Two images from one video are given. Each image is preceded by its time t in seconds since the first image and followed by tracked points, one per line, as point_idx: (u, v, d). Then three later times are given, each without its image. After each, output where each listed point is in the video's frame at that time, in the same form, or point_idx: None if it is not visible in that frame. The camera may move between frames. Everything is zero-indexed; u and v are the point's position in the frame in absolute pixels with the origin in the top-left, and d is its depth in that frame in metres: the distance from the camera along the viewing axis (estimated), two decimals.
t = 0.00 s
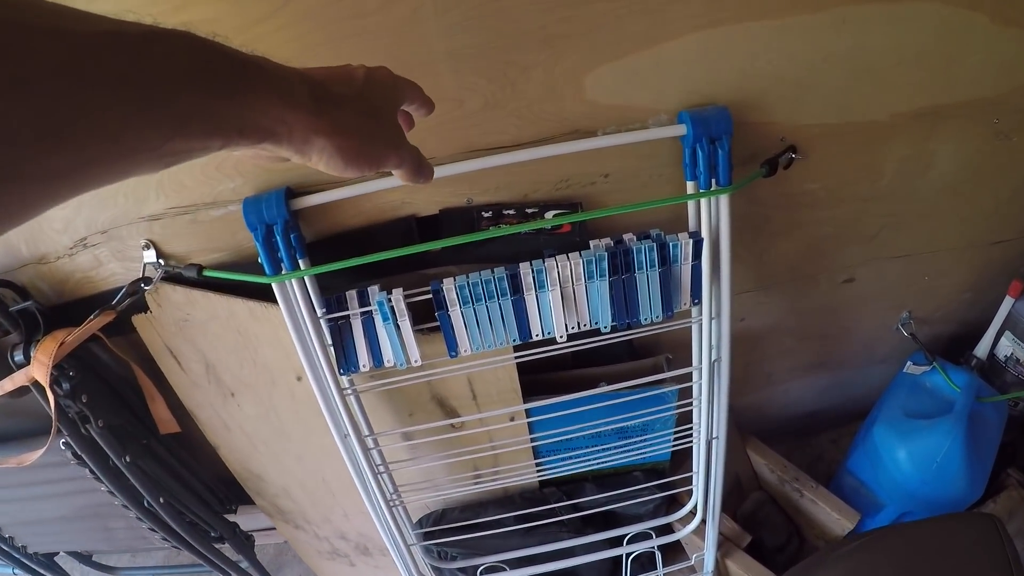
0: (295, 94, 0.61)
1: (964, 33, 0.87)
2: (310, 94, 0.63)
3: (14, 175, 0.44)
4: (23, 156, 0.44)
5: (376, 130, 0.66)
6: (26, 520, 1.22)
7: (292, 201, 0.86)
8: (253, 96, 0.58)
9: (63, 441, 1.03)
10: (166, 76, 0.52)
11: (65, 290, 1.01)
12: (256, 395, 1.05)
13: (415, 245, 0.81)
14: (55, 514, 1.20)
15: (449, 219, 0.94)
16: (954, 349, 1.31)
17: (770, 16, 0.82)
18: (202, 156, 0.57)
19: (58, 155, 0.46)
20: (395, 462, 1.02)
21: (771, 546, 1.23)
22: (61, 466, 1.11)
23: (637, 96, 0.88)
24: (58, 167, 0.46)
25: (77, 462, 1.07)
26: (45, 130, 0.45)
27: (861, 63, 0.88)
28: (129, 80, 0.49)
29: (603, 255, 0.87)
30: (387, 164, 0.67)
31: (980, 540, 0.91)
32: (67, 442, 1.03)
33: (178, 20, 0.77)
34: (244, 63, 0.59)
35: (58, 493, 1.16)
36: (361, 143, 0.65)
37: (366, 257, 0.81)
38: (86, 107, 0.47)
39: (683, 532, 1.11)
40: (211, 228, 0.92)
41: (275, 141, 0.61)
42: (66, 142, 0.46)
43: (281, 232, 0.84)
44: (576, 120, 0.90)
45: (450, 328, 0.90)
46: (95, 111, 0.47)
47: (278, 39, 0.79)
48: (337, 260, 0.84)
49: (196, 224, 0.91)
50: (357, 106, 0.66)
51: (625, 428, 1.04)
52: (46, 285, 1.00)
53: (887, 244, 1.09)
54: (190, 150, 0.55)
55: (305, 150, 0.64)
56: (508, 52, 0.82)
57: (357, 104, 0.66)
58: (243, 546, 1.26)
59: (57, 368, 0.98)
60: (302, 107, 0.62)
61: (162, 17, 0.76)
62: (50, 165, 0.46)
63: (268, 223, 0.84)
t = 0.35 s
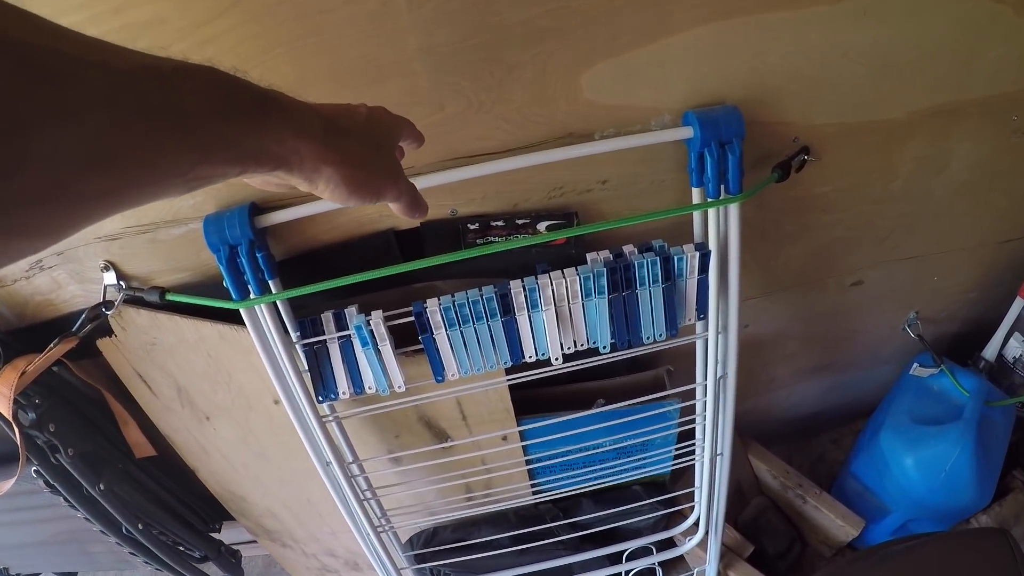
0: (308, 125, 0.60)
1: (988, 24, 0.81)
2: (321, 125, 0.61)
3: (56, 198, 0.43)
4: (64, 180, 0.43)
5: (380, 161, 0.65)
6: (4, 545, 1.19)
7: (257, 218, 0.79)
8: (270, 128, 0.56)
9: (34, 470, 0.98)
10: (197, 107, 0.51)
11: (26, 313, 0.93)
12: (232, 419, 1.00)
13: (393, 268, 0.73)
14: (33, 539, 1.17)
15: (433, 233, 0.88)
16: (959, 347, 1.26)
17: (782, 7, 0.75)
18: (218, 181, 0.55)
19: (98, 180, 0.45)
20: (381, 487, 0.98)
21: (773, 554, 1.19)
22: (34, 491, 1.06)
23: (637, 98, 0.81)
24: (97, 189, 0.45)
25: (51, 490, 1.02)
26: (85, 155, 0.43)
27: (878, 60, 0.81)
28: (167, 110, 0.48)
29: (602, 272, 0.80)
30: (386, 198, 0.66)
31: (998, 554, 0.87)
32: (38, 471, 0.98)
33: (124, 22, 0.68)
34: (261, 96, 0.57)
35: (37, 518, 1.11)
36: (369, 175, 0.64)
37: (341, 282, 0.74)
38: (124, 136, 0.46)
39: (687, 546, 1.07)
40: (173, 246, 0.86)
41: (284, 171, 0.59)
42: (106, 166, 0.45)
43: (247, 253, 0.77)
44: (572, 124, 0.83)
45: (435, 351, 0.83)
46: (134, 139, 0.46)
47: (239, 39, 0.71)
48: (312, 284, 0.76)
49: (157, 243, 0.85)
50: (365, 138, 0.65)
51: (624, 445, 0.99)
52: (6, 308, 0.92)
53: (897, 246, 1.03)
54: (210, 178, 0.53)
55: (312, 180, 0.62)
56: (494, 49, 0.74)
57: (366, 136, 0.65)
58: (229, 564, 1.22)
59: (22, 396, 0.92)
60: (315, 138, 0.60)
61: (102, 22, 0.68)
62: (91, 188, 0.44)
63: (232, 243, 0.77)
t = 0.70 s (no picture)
0: (304, 126, 0.58)
1: None
2: (316, 126, 0.59)
3: (73, 193, 0.43)
4: (81, 177, 0.43)
5: (372, 161, 0.63)
6: None
7: (230, 215, 0.74)
8: (268, 129, 0.55)
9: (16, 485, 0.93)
10: (204, 111, 0.50)
11: None
12: (217, 423, 0.97)
13: (378, 264, 0.68)
14: (20, 553, 1.15)
15: (421, 223, 0.82)
16: (962, 323, 1.24)
17: None
18: (222, 180, 0.54)
19: (108, 180, 0.45)
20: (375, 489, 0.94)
21: (776, 537, 1.17)
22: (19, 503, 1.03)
23: (635, 73, 0.76)
24: (108, 190, 0.45)
25: (35, 504, 0.98)
26: (99, 155, 0.44)
27: (887, 30, 0.76)
28: (177, 112, 0.48)
29: (601, 260, 0.75)
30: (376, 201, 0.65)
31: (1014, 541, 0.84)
32: (20, 486, 0.93)
33: (76, 9, 0.63)
34: (257, 98, 0.56)
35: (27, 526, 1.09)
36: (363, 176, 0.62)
37: (323, 280, 0.69)
38: (137, 138, 0.46)
39: (692, 535, 1.05)
40: (144, 248, 0.81)
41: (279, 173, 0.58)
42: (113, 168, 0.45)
43: (219, 254, 0.73)
44: (565, 103, 0.78)
45: (426, 348, 0.79)
46: (146, 139, 0.46)
47: (202, 22, 0.65)
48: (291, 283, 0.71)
49: (127, 245, 0.80)
50: (358, 138, 0.63)
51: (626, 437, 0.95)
52: None
53: (901, 223, 1.00)
54: (213, 179, 0.53)
55: (305, 182, 0.60)
56: (480, 27, 0.69)
57: (357, 136, 0.63)
58: (222, 567, 1.20)
59: None
60: (311, 139, 0.58)
61: (50, 9, 0.62)
62: (108, 185, 0.45)
63: (205, 242, 0.73)
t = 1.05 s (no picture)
0: (310, 104, 0.57)
1: None
2: (321, 106, 0.58)
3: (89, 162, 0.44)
4: (98, 147, 0.43)
5: (376, 143, 0.62)
6: None
7: (216, 189, 0.71)
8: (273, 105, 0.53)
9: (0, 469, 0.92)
10: (217, 88, 0.50)
11: None
12: (205, 403, 0.95)
13: (371, 240, 0.66)
14: (8, 537, 1.13)
15: (413, 198, 0.80)
16: (956, 304, 1.24)
17: None
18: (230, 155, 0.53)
19: (111, 153, 0.44)
20: (366, 470, 0.93)
21: (768, 518, 1.17)
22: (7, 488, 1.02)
23: (635, 45, 0.74)
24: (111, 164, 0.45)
25: (22, 489, 0.96)
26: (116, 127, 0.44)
27: (892, 7, 0.74)
28: (191, 88, 0.48)
29: (599, 237, 0.73)
30: (378, 182, 0.63)
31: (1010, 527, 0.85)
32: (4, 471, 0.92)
33: None
34: (265, 75, 0.55)
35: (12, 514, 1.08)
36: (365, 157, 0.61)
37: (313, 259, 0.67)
38: (153, 112, 0.46)
39: (685, 516, 1.04)
40: (129, 225, 0.79)
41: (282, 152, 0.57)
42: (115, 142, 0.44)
43: (207, 230, 0.70)
44: (563, 75, 0.75)
45: (419, 326, 0.77)
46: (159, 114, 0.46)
47: None
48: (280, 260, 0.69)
49: (111, 223, 0.78)
50: (363, 120, 0.62)
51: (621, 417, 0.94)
52: None
53: (899, 203, 0.99)
54: (220, 155, 0.52)
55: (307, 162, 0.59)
56: None
57: (362, 116, 0.61)
58: (213, 549, 1.18)
59: None
60: (317, 118, 0.57)
61: None
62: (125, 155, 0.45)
63: (191, 218, 0.70)
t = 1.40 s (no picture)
0: (314, 74, 0.55)
1: None
2: (325, 76, 0.57)
3: (111, 125, 0.44)
4: (115, 111, 0.43)
5: (383, 111, 0.61)
6: None
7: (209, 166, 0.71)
8: (281, 75, 0.52)
9: None
10: (225, 58, 0.49)
11: None
12: (199, 384, 0.94)
13: (368, 215, 0.65)
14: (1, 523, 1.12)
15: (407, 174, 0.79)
16: (948, 286, 1.24)
17: None
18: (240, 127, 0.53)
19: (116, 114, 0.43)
20: (361, 450, 0.93)
21: (762, 498, 1.19)
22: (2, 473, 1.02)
23: (631, 19, 0.73)
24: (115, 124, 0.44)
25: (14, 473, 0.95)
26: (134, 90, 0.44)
27: None
28: (199, 57, 0.47)
29: (595, 213, 0.73)
30: (387, 152, 0.63)
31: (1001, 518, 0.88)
32: None
33: None
34: (268, 46, 0.54)
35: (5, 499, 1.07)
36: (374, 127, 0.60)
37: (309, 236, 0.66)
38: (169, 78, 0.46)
39: (680, 496, 1.05)
40: (122, 203, 0.78)
41: (290, 125, 0.56)
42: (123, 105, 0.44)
43: (200, 205, 0.70)
44: (559, 50, 0.75)
45: (414, 304, 0.77)
46: (174, 79, 0.46)
47: None
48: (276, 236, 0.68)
49: (104, 201, 0.77)
50: (368, 91, 0.61)
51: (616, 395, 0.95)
52: None
53: (894, 183, 0.99)
54: (230, 125, 0.51)
55: (316, 134, 0.58)
56: None
57: (364, 87, 0.60)
58: (208, 532, 1.18)
59: None
60: (323, 88, 0.56)
61: None
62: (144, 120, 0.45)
63: (184, 195, 0.70)
